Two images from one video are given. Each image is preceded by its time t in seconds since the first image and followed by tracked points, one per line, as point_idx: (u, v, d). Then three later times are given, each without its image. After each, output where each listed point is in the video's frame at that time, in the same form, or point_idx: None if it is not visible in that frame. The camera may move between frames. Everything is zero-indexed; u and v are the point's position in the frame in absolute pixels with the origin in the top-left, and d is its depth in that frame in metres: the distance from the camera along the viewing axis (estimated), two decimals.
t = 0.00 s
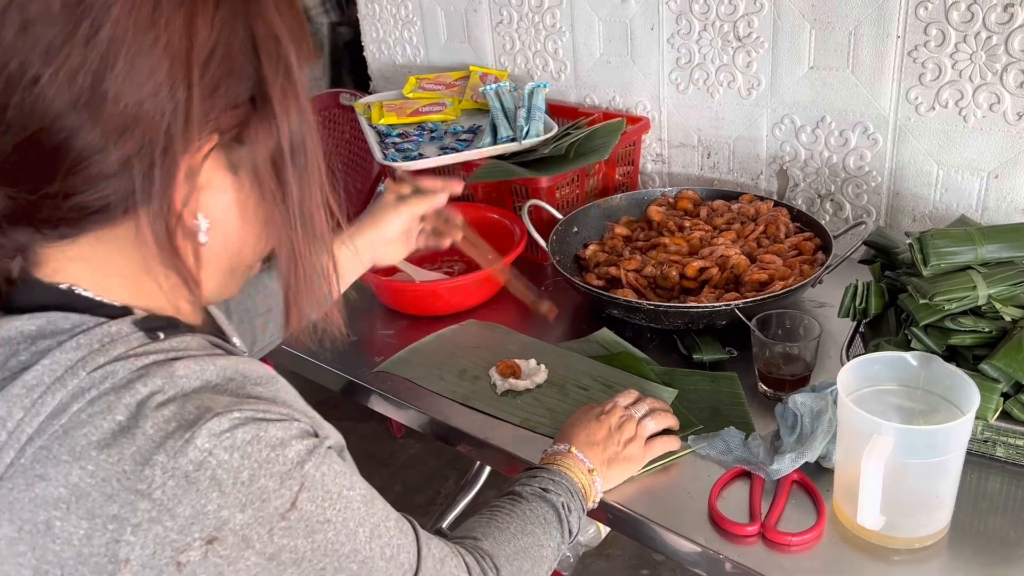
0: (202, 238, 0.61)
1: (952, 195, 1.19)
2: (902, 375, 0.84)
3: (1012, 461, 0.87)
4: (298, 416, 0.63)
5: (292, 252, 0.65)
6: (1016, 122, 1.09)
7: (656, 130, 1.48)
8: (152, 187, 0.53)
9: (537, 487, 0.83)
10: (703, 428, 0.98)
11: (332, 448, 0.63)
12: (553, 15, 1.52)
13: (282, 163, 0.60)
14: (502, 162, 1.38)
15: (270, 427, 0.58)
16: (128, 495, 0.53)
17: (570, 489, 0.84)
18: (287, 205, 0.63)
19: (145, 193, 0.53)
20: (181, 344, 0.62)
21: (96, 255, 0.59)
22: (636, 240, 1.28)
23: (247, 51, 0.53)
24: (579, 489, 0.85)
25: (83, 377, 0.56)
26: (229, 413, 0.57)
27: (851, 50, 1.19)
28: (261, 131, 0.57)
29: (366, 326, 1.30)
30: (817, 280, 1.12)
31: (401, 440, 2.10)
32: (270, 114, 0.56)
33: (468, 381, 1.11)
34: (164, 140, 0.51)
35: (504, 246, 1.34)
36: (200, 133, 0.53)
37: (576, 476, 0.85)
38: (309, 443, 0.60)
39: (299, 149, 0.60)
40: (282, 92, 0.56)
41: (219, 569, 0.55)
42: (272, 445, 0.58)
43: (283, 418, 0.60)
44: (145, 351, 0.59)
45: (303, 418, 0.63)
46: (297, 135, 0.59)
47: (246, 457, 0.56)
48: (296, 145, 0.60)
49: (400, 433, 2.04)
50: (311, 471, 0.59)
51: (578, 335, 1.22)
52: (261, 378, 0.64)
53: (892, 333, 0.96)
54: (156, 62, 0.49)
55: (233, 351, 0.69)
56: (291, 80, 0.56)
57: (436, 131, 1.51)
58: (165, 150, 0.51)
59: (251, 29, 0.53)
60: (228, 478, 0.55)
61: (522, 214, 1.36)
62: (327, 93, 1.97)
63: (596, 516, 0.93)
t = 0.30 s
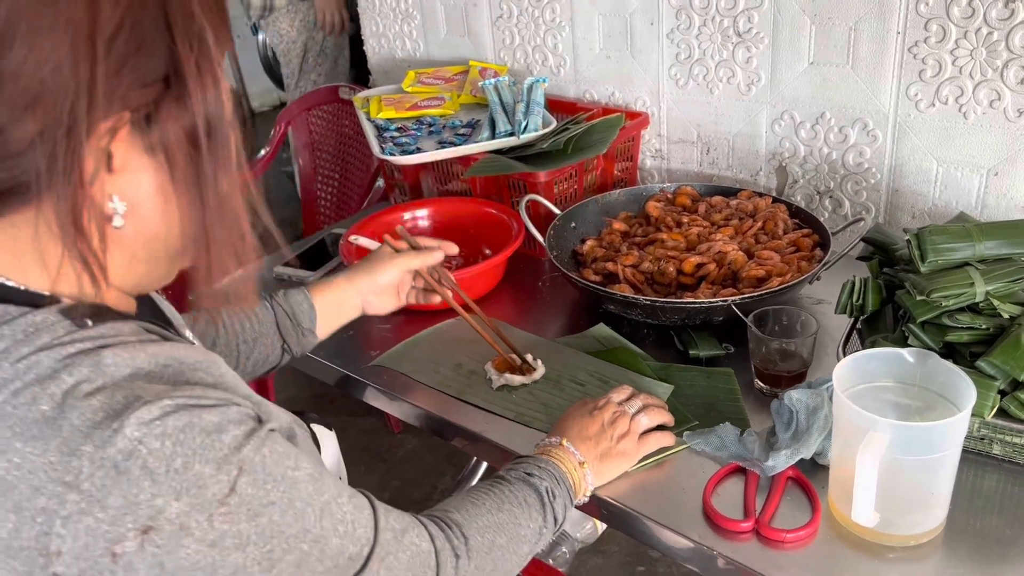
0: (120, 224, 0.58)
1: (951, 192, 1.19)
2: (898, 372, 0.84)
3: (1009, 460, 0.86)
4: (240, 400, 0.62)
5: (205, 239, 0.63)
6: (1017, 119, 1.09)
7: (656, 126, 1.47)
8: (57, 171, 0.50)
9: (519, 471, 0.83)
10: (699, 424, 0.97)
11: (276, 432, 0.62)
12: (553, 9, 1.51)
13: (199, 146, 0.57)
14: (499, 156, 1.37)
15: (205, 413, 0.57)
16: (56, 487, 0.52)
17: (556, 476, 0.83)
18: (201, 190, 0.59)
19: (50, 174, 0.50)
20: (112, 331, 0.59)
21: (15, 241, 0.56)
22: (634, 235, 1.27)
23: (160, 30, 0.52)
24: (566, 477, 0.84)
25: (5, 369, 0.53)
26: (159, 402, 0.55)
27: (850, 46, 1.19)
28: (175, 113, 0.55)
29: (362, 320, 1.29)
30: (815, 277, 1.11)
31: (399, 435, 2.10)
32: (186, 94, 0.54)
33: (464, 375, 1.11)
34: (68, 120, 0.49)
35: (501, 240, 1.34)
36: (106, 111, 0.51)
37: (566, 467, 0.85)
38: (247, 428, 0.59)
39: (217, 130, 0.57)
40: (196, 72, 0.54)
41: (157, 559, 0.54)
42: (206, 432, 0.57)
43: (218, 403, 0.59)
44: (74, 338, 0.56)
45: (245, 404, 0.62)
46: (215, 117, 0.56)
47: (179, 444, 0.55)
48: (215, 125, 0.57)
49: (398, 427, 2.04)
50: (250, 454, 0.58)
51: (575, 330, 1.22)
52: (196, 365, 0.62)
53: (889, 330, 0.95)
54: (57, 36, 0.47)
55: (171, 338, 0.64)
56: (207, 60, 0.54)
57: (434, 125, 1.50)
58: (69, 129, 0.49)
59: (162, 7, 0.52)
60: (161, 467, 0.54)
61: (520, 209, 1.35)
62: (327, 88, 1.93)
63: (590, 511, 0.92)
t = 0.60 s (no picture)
0: (149, 205, 0.57)
1: (965, 190, 1.17)
2: (916, 372, 0.82)
3: None
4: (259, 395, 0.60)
5: (237, 225, 0.59)
6: None
7: (665, 122, 1.46)
8: (86, 151, 0.49)
9: (534, 471, 0.81)
10: (711, 423, 0.96)
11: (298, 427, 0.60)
12: (561, 4, 1.50)
13: (226, 127, 0.55)
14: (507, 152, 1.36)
15: (227, 407, 0.55)
16: (78, 481, 0.50)
17: (569, 476, 0.81)
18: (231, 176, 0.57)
19: (80, 156, 0.49)
20: (131, 323, 0.57)
21: (39, 227, 0.54)
22: (643, 232, 1.26)
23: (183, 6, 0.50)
24: (580, 478, 0.82)
25: (26, 361, 0.52)
26: (182, 394, 0.54)
27: (864, 42, 1.17)
28: (203, 91, 0.53)
29: (368, 317, 1.28)
30: (828, 274, 1.10)
31: (403, 433, 2.09)
32: (212, 71, 0.53)
33: (472, 373, 1.10)
34: (96, 99, 0.48)
35: (509, 237, 1.32)
36: (132, 90, 0.49)
37: (579, 467, 0.83)
38: (270, 422, 0.57)
39: (245, 109, 0.55)
40: (221, 49, 0.52)
41: (178, 555, 0.53)
42: (228, 426, 0.55)
43: (242, 397, 0.58)
44: (94, 330, 0.55)
45: (266, 398, 0.60)
46: (241, 97, 0.55)
47: (201, 438, 0.53)
48: (242, 106, 0.55)
49: (402, 425, 2.02)
50: (273, 450, 0.56)
51: (584, 328, 1.20)
52: (218, 358, 0.61)
53: (904, 329, 0.94)
54: (81, 14, 0.46)
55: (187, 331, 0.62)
56: (232, 38, 0.53)
57: (441, 120, 1.49)
58: (98, 108, 0.48)
59: None
60: (184, 462, 0.52)
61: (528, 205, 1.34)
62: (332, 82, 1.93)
63: (600, 511, 0.91)
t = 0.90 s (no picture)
0: (197, 208, 0.57)
1: (971, 196, 1.17)
2: (925, 380, 0.82)
3: None
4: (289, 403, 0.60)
5: (268, 219, 0.61)
6: None
7: (671, 127, 1.46)
8: (133, 158, 0.50)
9: (550, 478, 0.80)
10: (718, 429, 0.96)
11: (325, 436, 0.60)
12: (567, 8, 1.50)
13: (261, 123, 0.55)
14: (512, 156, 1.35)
15: (254, 415, 0.56)
16: (101, 480, 0.51)
17: (583, 482, 0.81)
18: (268, 168, 0.58)
19: (126, 164, 0.50)
20: (169, 326, 0.58)
21: (91, 240, 0.57)
22: (649, 237, 1.26)
23: (212, 5, 0.50)
24: (592, 483, 0.82)
25: (65, 357, 0.53)
26: (211, 401, 0.54)
27: (870, 49, 1.18)
28: (239, 91, 0.53)
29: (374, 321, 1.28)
30: (835, 281, 1.10)
31: (405, 435, 2.09)
32: (246, 70, 0.53)
33: (478, 378, 1.10)
34: (139, 107, 0.48)
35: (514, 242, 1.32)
36: (171, 94, 0.50)
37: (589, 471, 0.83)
38: (296, 433, 0.57)
39: (278, 105, 0.55)
40: (253, 47, 0.52)
41: (196, 560, 0.52)
42: (255, 434, 0.55)
43: (271, 405, 0.58)
44: (131, 331, 0.56)
45: (297, 407, 0.61)
46: (275, 92, 0.55)
47: (226, 445, 0.54)
48: (276, 100, 0.55)
49: (404, 427, 2.03)
50: (296, 460, 0.56)
51: (589, 334, 1.20)
52: (251, 364, 0.62)
53: (911, 337, 0.95)
54: (117, 24, 0.46)
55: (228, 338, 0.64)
56: (262, 34, 0.53)
57: (446, 124, 1.49)
58: (141, 115, 0.49)
59: None
60: (207, 468, 0.52)
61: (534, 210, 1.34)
62: (337, 86, 1.94)
63: (607, 516, 0.91)
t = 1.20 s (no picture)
0: (214, 218, 0.60)
1: (960, 205, 1.18)
2: (914, 391, 0.83)
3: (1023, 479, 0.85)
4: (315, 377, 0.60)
5: (296, 223, 0.62)
6: None
7: (662, 134, 1.46)
8: (155, 166, 0.51)
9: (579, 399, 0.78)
10: (709, 436, 0.96)
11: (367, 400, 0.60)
12: (559, 15, 1.50)
13: (280, 133, 0.57)
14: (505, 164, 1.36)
15: (301, 392, 0.56)
16: (166, 475, 0.50)
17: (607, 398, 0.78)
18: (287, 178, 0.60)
19: (148, 174, 0.52)
20: (200, 326, 0.59)
21: (107, 248, 0.58)
22: (641, 244, 1.26)
23: (234, 19, 0.52)
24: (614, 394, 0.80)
25: (106, 363, 0.53)
26: (258, 387, 0.55)
27: (861, 58, 1.18)
28: (259, 101, 0.55)
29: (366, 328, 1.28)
30: (825, 289, 1.10)
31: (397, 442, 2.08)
32: (266, 81, 0.54)
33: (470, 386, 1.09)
34: (162, 117, 0.50)
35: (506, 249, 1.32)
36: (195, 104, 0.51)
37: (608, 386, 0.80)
38: (339, 402, 0.57)
39: (296, 116, 0.57)
40: (273, 58, 0.54)
41: (265, 538, 0.52)
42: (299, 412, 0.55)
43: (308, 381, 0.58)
44: (168, 332, 0.56)
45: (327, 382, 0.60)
46: (294, 103, 0.57)
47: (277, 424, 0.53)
48: (295, 112, 0.57)
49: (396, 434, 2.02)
50: (343, 425, 0.56)
51: (580, 341, 1.20)
52: (279, 354, 0.61)
53: (902, 346, 0.95)
54: (143, 35, 0.47)
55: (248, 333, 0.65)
56: (281, 47, 0.54)
57: (438, 131, 1.49)
58: (165, 125, 0.50)
59: None
60: (262, 447, 0.52)
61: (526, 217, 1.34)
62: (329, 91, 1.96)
63: (595, 525, 0.90)
